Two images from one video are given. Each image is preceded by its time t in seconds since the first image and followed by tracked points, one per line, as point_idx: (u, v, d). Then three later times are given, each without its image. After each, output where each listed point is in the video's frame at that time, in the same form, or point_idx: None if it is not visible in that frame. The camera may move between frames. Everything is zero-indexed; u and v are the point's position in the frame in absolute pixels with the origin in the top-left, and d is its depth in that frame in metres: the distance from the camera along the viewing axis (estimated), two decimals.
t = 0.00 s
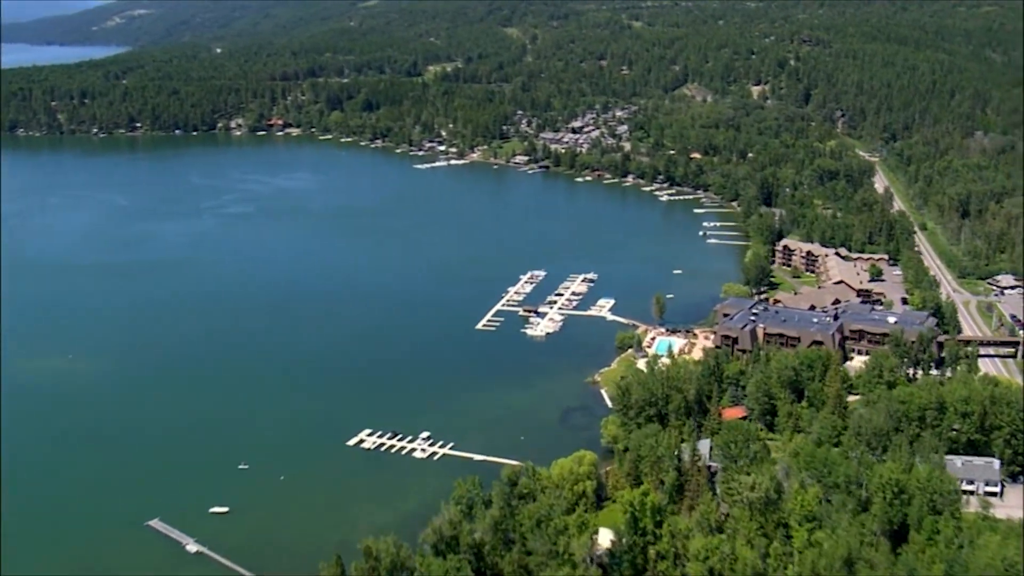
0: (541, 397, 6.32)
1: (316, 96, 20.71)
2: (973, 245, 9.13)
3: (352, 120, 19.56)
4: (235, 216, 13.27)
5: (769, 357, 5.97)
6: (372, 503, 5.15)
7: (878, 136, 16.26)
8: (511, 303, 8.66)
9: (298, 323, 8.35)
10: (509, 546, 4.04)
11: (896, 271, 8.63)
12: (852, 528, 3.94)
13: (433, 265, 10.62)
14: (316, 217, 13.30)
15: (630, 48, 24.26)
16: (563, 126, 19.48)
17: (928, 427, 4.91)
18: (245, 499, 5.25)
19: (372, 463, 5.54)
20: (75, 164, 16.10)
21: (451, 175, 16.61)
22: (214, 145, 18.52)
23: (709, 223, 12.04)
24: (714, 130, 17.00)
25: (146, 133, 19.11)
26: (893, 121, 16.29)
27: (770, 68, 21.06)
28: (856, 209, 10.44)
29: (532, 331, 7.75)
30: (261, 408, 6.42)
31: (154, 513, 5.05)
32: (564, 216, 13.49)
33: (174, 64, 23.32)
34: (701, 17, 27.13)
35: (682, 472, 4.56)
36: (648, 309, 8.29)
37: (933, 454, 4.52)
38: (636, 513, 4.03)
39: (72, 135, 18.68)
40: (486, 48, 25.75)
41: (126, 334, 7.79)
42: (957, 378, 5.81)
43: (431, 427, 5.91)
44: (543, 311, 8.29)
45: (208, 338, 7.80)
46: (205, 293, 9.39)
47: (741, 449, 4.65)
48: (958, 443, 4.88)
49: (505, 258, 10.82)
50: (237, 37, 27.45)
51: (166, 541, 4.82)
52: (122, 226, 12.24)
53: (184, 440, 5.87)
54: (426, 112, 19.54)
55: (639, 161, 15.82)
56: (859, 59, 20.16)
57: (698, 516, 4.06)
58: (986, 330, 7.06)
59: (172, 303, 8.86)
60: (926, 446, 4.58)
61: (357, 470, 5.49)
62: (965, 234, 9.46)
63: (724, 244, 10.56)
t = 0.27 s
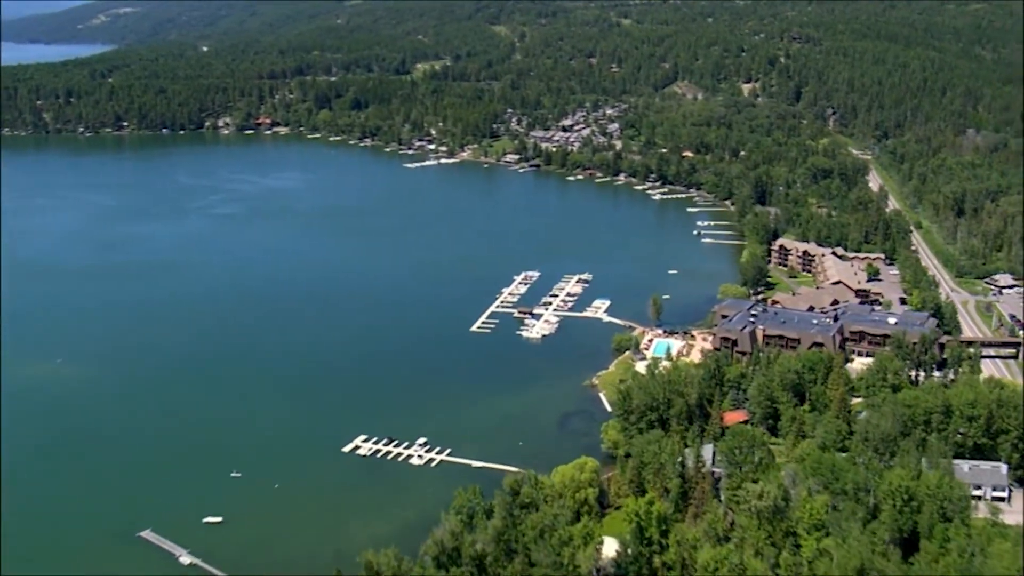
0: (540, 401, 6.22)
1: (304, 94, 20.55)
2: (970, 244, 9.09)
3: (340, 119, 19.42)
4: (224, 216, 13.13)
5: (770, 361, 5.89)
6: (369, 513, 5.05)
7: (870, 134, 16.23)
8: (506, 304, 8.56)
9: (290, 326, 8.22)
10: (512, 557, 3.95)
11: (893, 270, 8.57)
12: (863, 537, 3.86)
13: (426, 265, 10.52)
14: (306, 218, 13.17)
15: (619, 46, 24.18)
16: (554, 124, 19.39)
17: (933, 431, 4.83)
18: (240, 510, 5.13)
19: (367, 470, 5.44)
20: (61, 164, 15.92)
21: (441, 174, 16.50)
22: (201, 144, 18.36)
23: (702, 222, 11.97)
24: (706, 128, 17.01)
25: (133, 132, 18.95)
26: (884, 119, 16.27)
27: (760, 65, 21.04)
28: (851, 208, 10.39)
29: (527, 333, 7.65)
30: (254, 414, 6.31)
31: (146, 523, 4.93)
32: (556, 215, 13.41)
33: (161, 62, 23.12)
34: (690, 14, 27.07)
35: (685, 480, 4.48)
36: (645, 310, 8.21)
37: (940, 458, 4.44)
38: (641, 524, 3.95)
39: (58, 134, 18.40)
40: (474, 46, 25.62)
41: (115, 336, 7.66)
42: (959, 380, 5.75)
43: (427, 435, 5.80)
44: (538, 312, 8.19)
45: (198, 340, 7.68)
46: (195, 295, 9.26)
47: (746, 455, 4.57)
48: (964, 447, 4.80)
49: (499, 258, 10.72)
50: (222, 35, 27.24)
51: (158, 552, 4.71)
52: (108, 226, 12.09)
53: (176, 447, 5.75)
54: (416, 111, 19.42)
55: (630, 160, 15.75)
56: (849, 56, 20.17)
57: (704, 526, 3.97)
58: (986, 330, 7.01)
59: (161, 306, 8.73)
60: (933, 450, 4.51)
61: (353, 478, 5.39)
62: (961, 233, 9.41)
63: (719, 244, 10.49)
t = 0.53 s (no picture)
0: (538, 405, 6.10)
1: (290, 93, 20.37)
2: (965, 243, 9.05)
3: (327, 117, 19.24)
4: (211, 216, 12.98)
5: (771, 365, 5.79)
6: (366, 524, 4.92)
7: (860, 131, 16.20)
8: (500, 306, 8.45)
9: (281, 328, 8.08)
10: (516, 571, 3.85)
11: (890, 270, 8.51)
12: (877, 549, 3.76)
13: (417, 266, 10.41)
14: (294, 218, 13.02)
15: (607, 43, 24.08)
16: (542, 122, 19.27)
17: (941, 436, 4.73)
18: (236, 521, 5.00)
19: (364, 478, 5.31)
20: (44, 164, 15.70)
21: (429, 172, 16.37)
22: (186, 143, 18.16)
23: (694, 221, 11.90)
24: (695, 126, 17.01)
25: (117, 131, 18.77)
26: (874, 116, 16.25)
27: (749, 62, 20.99)
28: (845, 206, 10.33)
29: (522, 336, 7.54)
30: (248, 419, 6.18)
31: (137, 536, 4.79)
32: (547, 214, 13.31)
33: (144, 61, 22.87)
34: (677, 11, 26.99)
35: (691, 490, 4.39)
36: (640, 311, 8.11)
37: (952, 463, 4.34)
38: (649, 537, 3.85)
39: (41, 135, 17.99)
40: (460, 43, 25.45)
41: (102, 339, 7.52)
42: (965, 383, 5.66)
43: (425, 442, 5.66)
44: (533, 314, 8.09)
45: (187, 342, 7.53)
46: (183, 297, 9.11)
47: (753, 463, 4.46)
48: (973, 451, 4.69)
49: (491, 259, 10.61)
50: (206, 31, 26.97)
51: (149, 566, 4.58)
52: (93, 227, 11.92)
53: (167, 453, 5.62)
54: (403, 109, 19.26)
55: (620, 158, 15.66)
56: (838, 53, 20.17)
57: (713, 538, 3.88)
58: (986, 330, 6.94)
59: (149, 309, 8.58)
60: (943, 455, 4.40)
61: (349, 487, 5.26)
62: (957, 232, 9.37)
63: (712, 243, 10.43)
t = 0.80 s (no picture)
0: (535, 411, 5.99)
1: (276, 91, 20.17)
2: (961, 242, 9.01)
3: (313, 115, 19.05)
4: (199, 216, 12.83)
5: (774, 368, 5.69)
6: (364, 534, 4.81)
7: (851, 128, 16.16)
8: (493, 308, 8.32)
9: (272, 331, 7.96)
10: None
11: (887, 268, 8.45)
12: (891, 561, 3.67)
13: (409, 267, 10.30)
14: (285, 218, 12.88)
15: (594, 39, 23.97)
16: (530, 119, 19.16)
17: (949, 440, 4.62)
18: (226, 525, 4.94)
19: (360, 487, 5.19)
20: (26, 163, 15.47)
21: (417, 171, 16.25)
22: (171, 142, 17.95)
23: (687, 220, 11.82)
24: (685, 123, 17.00)
25: (101, 130, 18.49)
26: (865, 113, 16.21)
27: (737, 58, 20.94)
28: (839, 204, 10.27)
29: (517, 338, 7.44)
30: (241, 423, 6.06)
31: (129, 552, 4.68)
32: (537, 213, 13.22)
33: (127, 59, 22.62)
34: (663, 7, 26.91)
35: (697, 497, 4.29)
36: (636, 311, 8.01)
37: (963, 469, 4.24)
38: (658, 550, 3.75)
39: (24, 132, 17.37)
40: (446, 40, 25.29)
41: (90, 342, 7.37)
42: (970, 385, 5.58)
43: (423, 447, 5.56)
44: (527, 315, 7.98)
45: (176, 345, 7.40)
46: (171, 299, 8.97)
47: (759, 469, 4.35)
48: (982, 456, 4.56)
49: (484, 259, 10.50)
50: (189, 29, 26.69)
51: None
52: (79, 227, 11.75)
53: (160, 460, 5.50)
54: (390, 107, 19.10)
55: (611, 155, 15.57)
56: (827, 49, 20.17)
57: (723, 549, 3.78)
58: (987, 330, 6.88)
59: (137, 312, 8.45)
60: (953, 460, 4.28)
61: (344, 496, 5.14)
62: (952, 230, 9.32)
63: (705, 244, 10.39)
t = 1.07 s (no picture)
0: (536, 416, 5.86)
1: (258, 88, 19.92)
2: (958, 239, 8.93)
3: (297, 112, 18.81)
4: (184, 216, 12.63)
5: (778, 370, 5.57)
6: (362, 547, 4.67)
7: (839, 124, 16.11)
8: (486, 309, 8.18)
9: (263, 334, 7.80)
10: None
11: (883, 267, 8.38)
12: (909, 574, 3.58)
13: (399, 267, 10.17)
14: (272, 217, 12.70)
15: (579, 35, 23.82)
16: (517, 116, 19.02)
17: (959, 445, 4.52)
18: (214, 528, 4.84)
19: (356, 498, 5.04)
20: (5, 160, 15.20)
21: (403, 168, 16.08)
22: (153, 140, 17.70)
23: (678, 218, 11.72)
24: (674, 119, 16.91)
25: (81, 128, 18.26)
26: (853, 108, 16.17)
27: (724, 54, 20.86)
28: (832, 201, 10.19)
29: (512, 340, 7.30)
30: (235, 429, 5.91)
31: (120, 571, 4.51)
32: (526, 211, 13.11)
33: (107, 56, 22.33)
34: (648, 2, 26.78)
35: (706, 507, 4.18)
36: (632, 312, 7.90)
37: (977, 474, 4.13)
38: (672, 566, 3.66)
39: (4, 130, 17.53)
40: (429, 36, 25.09)
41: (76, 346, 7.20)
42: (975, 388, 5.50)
43: (420, 454, 5.42)
44: (521, 316, 7.84)
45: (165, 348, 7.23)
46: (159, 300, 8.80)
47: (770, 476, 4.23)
48: (995, 460, 4.46)
49: (476, 259, 10.37)
50: (169, 25, 26.38)
51: None
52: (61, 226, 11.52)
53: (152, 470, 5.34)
54: (375, 103, 18.90)
55: (599, 152, 15.45)
56: (813, 45, 20.13)
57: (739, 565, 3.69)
58: (988, 330, 6.81)
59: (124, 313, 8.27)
60: (966, 465, 4.18)
61: (340, 507, 4.99)
62: (948, 227, 9.25)
63: (699, 244, 10.34)
